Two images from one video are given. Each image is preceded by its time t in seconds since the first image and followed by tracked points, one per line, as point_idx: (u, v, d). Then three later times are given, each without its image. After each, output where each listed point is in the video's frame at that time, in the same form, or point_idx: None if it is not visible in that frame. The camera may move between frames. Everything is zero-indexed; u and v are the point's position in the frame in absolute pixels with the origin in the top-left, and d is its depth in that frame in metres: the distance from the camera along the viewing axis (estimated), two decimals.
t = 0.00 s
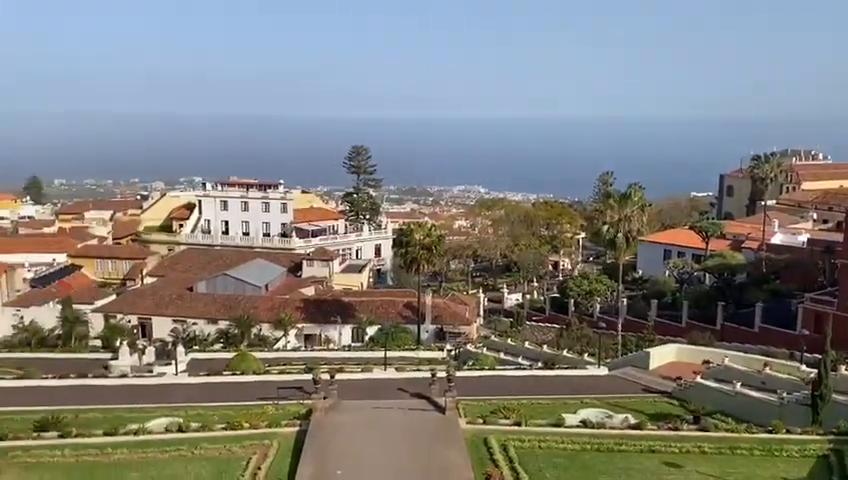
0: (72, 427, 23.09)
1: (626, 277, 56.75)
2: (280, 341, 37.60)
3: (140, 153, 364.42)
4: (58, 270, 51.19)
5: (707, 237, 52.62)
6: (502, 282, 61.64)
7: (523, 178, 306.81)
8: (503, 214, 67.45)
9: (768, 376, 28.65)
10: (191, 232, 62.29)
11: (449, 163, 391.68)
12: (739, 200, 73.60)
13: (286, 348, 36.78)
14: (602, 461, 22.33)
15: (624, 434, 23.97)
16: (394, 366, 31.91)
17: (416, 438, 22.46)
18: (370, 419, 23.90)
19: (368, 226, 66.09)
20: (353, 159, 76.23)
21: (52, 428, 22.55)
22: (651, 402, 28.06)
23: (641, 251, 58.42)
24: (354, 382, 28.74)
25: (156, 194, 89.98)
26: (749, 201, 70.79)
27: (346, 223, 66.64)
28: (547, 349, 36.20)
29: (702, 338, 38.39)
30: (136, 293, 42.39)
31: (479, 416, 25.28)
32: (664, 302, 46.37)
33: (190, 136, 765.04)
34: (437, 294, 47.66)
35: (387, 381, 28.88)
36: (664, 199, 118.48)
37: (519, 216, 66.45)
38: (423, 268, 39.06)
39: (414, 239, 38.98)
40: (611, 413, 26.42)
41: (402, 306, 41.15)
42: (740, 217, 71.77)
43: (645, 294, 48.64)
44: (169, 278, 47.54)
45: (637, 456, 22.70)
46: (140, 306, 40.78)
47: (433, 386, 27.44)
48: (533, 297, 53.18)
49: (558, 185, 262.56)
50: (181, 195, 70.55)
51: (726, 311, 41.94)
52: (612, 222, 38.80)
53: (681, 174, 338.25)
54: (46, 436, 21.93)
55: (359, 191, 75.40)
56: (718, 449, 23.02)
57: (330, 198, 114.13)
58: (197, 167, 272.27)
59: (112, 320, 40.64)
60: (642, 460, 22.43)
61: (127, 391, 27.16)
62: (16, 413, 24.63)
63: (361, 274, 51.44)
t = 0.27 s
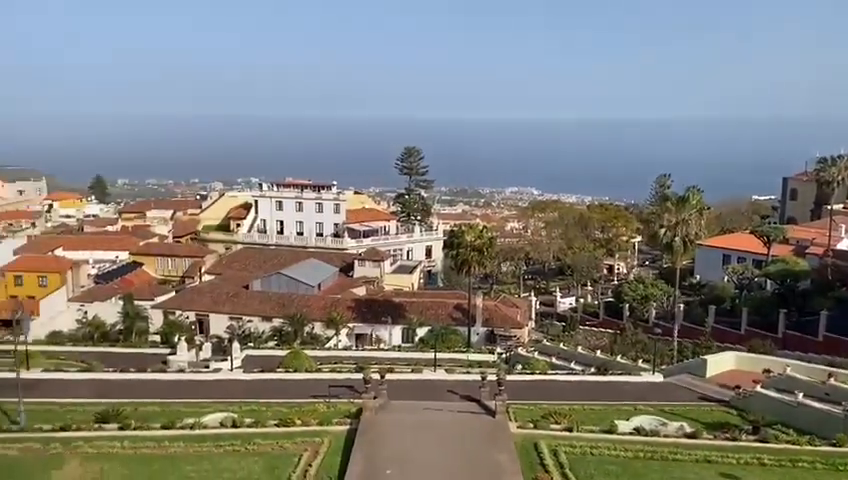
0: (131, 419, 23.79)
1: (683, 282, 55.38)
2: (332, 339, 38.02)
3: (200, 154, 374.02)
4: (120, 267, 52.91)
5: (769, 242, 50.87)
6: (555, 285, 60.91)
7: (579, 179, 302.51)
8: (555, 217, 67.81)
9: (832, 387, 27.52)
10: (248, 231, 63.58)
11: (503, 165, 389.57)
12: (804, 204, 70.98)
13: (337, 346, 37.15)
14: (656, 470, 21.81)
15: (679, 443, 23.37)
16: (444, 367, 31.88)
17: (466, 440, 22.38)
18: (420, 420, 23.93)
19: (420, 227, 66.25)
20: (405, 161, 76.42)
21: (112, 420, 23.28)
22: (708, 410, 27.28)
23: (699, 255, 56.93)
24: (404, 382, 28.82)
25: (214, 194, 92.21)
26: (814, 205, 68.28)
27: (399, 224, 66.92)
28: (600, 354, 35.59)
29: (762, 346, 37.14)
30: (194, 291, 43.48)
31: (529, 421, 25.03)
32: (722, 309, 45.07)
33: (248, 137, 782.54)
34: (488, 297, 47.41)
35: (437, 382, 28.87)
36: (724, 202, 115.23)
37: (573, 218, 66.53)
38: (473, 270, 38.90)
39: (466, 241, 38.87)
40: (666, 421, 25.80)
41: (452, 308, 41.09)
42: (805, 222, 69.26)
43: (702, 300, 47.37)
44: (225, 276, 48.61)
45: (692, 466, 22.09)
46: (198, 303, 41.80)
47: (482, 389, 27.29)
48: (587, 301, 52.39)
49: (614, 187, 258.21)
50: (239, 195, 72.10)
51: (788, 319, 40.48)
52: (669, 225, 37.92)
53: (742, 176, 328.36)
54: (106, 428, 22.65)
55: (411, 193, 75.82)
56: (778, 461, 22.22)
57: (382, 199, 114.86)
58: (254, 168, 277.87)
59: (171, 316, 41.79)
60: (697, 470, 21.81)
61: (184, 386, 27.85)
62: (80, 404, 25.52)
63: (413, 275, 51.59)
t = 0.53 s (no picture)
0: (185, 414, 24.39)
1: (740, 288, 53.85)
2: (380, 339, 38.23)
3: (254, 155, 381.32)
4: (177, 264, 54.28)
5: (832, 247, 49.02)
6: (606, 289, 60.01)
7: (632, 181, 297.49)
8: (607, 220, 66.76)
9: None
10: (299, 231, 64.47)
11: (555, 167, 385.75)
12: None
13: (386, 347, 37.33)
14: None
15: (734, 453, 22.73)
16: (492, 370, 31.72)
17: (514, 444, 22.22)
18: (467, 422, 23.86)
19: (469, 229, 66.08)
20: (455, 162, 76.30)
21: (167, 414, 23.89)
22: (765, 420, 26.47)
23: (757, 261, 55.29)
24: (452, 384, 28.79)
25: (266, 194, 93.87)
26: None
27: (448, 226, 66.92)
28: (652, 361, 34.87)
29: (823, 355, 35.82)
30: (247, 289, 44.32)
31: (579, 426, 24.70)
32: (781, 316, 43.65)
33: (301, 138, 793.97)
34: (537, 300, 46.97)
35: (485, 385, 28.75)
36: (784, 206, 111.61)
37: (626, 222, 64.79)
38: (523, 272, 38.59)
39: (515, 243, 38.63)
40: (720, 430, 25.13)
41: (501, 310, 40.87)
42: None
43: (760, 306, 45.98)
44: (277, 275, 49.38)
45: (748, 477, 21.45)
46: (250, 301, 42.57)
47: (531, 392, 27.05)
48: (639, 306, 51.44)
49: (669, 189, 252.92)
50: (291, 196, 73.20)
51: None
52: (725, 229, 36.97)
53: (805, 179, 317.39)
54: (161, 422, 23.26)
55: (460, 194, 75.61)
56: (839, 474, 21.39)
57: (432, 200, 114.99)
58: (307, 169, 281.78)
59: (225, 313, 42.69)
60: None
61: (236, 383, 28.40)
62: (137, 398, 26.28)
63: (461, 277, 51.49)
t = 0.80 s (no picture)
0: (234, 411, 24.85)
1: (796, 294, 52.19)
2: (426, 341, 38.27)
3: (303, 156, 386.57)
4: (227, 264, 55.37)
5: None
6: (656, 293, 58.86)
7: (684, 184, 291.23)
8: (659, 222, 65.63)
9: None
10: (347, 232, 65.03)
11: (604, 168, 380.32)
12: None
13: (431, 348, 37.35)
14: None
15: (789, 464, 22.04)
16: (538, 374, 31.43)
17: (559, 448, 21.99)
18: (512, 425, 23.72)
19: (515, 231, 65.67)
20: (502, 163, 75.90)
21: (217, 411, 24.38)
22: (822, 431, 25.59)
23: (815, 266, 53.51)
24: (497, 387, 28.64)
25: (315, 195, 95.03)
26: None
27: (495, 228, 66.60)
28: (704, 367, 34.07)
29: None
30: (295, 288, 44.91)
31: (626, 432, 24.31)
32: (840, 324, 42.14)
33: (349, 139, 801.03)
34: (585, 303, 46.38)
35: (531, 389, 28.51)
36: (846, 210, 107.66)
37: (678, 225, 63.56)
38: (570, 276, 38.13)
39: (563, 246, 38.23)
40: (775, 440, 24.40)
41: (548, 314, 40.47)
42: None
43: (818, 313, 44.45)
44: (324, 274, 49.90)
45: None
46: (298, 301, 43.13)
47: (577, 397, 26.73)
48: (690, 311, 50.30)
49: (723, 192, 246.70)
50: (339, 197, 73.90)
51: None
52: (781, 234, 35.84)
53: None
54: (211, 417, 23.74)
55: (508, 196, 75.19)
56: None
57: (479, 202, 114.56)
58: (354, 171, 284.53)
59: (274, 312, 43.37)
60: None
61: (283, 381, 28.79)
62: (187, 394, 26.89)
63: (508, 280, 51.20)
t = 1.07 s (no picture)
0: (278, 408, 25.19)
1: None
2: (468, 342, 38.19)
3: (348, 158, 389.95)
4: (273, 263, 56.20)
5: None
6: (704, 297, 57.65)
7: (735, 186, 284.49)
8: (707, 225, 63.71)
9: None
10: (390, 233, 65.34)
11: (651, 170, 374.03)
12: None
13: (474, 350, 37.23)
14: None
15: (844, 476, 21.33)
16: (582, 378, 31.06)
17: (604, 454, 21.70)
18: (556, 429, 23.50)
19: (560, 233, 65.03)
20: (546, 165, 75.29)
21: (262, 408, 24.75)
22: None
23: None
24: (540, 391, 28.41)
25: (359, 196, 95.73)
26: None
27: (539, 230, 66.11)
28: (754, 374, 33.21)
29: None
30: (339, 289, 45.31)
31: (673, 439, 23.86)
32: None
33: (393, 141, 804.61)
34: (630, 307, 45.69)
35: (575, 393, 28.20)
36: None
37: (728, 228, 61.73)
38: (616, 279, 37.59)
39: (609, 249, 37.72)
40: (829, 451, 23.65)
41: (593, 318, 39.97)
42: None
43: None
44: (368, 275, 50.23)
45: None
46: (342, 301, 43.49)
47: (622, 402, 26.34)
48: (739, 317, 49.11)
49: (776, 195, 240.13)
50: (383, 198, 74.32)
51: None
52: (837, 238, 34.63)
53: None
54: (256, 414, 24.12)
55: (552, 198, 74.55)
56: None
57: (523, 204, 113.86)
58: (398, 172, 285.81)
59: (318, 312, 43.86)
60: None
61: (327, 380, 29.08)
62: (234, 391, 27.37)
63: (552, 282, 50.75)
